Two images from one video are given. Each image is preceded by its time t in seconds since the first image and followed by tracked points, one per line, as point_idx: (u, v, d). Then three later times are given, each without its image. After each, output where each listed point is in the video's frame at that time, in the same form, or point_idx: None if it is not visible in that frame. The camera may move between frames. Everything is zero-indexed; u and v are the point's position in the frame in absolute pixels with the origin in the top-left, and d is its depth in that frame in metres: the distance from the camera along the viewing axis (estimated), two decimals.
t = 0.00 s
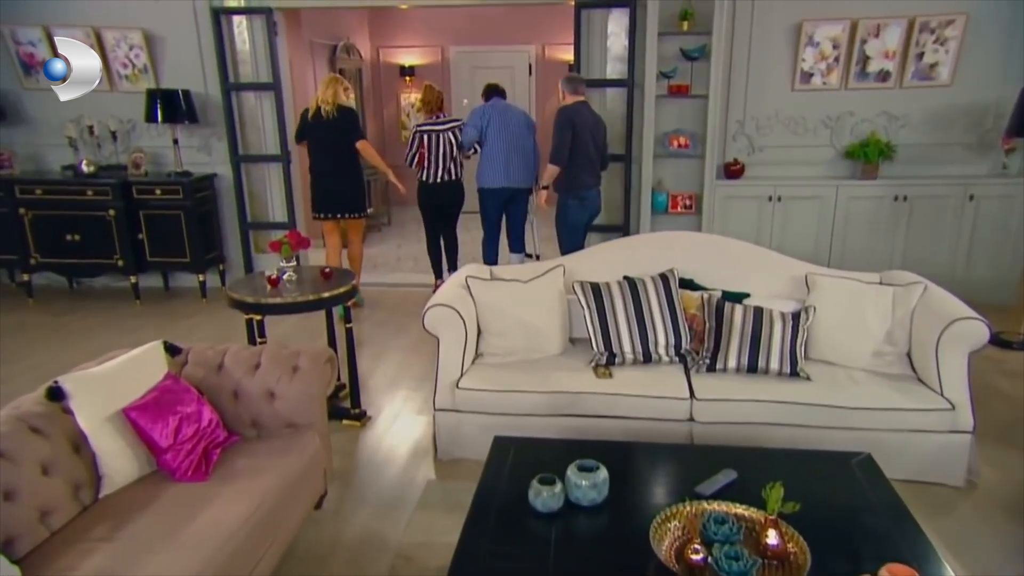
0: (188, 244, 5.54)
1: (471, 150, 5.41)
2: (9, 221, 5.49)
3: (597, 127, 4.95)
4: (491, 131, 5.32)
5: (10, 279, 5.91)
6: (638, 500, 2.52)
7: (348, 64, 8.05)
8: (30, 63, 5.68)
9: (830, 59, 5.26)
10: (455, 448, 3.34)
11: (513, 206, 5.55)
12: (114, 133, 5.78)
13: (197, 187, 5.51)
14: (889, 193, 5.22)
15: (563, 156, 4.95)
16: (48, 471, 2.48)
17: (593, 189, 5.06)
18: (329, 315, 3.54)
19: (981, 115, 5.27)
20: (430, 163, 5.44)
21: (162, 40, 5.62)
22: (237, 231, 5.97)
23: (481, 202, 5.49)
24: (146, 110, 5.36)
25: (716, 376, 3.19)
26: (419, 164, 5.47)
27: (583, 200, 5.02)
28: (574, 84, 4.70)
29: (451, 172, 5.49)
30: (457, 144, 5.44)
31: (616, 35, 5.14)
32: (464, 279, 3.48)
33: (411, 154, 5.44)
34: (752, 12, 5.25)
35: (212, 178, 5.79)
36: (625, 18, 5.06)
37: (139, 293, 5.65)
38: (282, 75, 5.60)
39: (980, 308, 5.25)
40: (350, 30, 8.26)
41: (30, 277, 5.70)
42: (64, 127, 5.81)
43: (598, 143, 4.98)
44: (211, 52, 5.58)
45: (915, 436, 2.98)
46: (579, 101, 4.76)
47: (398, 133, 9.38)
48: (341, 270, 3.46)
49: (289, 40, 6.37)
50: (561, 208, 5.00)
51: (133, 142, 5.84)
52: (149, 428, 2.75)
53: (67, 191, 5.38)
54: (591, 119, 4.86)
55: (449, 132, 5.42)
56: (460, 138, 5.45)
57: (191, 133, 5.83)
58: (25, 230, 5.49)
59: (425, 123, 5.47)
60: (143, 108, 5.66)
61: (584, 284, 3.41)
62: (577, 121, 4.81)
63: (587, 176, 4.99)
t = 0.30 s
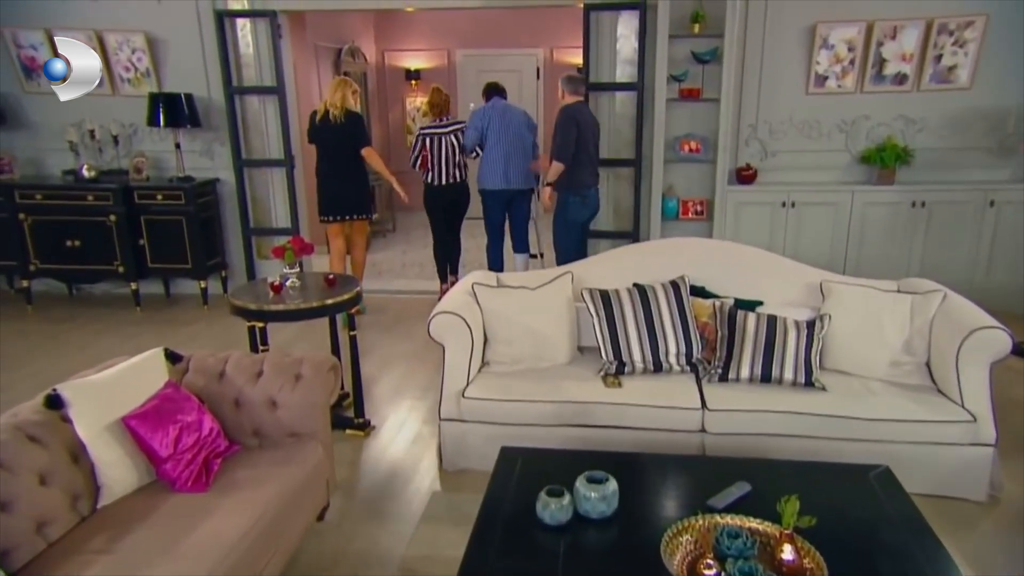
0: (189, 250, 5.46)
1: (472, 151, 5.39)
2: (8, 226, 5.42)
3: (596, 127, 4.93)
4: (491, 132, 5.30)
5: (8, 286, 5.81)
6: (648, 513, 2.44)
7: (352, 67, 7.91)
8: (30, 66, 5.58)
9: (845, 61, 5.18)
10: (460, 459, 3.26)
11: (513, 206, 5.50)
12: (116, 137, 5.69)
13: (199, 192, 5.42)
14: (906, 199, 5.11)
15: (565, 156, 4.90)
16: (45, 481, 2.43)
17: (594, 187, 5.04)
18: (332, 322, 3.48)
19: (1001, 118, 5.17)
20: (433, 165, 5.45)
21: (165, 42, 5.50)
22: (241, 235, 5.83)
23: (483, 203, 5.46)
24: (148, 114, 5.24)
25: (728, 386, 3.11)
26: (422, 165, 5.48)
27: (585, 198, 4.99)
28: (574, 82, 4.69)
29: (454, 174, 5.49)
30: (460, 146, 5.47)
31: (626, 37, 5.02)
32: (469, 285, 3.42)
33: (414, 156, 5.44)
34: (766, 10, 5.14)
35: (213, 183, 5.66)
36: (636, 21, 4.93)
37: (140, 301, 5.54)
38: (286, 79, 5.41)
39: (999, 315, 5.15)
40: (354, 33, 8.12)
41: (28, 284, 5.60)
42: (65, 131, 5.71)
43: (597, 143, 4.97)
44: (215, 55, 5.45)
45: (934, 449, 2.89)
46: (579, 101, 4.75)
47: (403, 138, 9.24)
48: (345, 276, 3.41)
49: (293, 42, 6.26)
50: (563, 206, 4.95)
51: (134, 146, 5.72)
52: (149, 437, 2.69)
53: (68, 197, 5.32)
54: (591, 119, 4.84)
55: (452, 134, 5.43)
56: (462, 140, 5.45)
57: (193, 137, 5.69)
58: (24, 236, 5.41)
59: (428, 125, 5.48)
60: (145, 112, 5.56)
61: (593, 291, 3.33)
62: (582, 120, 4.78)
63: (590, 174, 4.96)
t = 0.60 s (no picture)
0: (191, 258, 5.32)
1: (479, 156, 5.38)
2: (7, 233, 5.30)
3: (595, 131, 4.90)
4: (498, 137, 5.27)
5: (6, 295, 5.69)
6: (661, 530, 2.35)
7: (358, 72, 7.85)
8: (30, 71, 5.49)
9: (863, 65, 5.05)
10: (467, 472, 3.18)
11: (518, 210, 5.44)
12: (117, 142, 5.59)
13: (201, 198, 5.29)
14: (927, 207, 4.98)
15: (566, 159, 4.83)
16: (42, 494, 2.36)
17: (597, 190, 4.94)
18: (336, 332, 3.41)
19: None
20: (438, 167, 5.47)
21: (168, 46, 5.41)
22: (242, 251, 5.74)
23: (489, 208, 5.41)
24: (151, 119, 5.15)
25: (744, 400, 3.01)
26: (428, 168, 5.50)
27: (587, 200, 4.89)
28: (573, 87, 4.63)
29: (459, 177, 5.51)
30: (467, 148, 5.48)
31: (638, 41, 4.95)
32: (477, 294, 3.34)
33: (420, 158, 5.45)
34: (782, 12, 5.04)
35: (217, 190, 5.56)
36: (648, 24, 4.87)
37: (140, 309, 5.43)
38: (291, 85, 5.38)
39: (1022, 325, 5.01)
40: (360, 37, 8.04)
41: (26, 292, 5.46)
42: (65, 137, 5.61)
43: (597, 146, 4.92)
44: (218, 58, 5.37)
45: (959, 465, 2.79)
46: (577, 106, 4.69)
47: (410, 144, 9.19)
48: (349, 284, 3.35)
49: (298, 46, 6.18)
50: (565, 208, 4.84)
51: (136, 152, 5.63)
52: (149, 449, 2.62)
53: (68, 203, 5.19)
54: (592, 122, 4.80)
55: (458, 137, 5.43)
56: (468, 144, 5.45)
57: (196, 143, 5.60)
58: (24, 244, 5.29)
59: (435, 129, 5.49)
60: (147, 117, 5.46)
61: (604, 301, 3.25)
62: (584, 122, 4.73)
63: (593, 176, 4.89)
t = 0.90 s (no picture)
0: (191, 265, 5.22)
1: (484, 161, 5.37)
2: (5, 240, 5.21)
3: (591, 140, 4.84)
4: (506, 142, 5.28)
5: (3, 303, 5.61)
6: (672, 546, 2.26)
7: (361, 76, 7.81)
8: (30, 76, 5.42)
9: (878, 69, 4.92)
10: (471, 485, 3.10)
11: (520, 217, 5.39)
12: (117, 148, 5.51)
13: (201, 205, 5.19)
14: (944, 214, 4.84)
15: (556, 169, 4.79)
16: (38, 506, 2.30)
17: (586, 202, 4.86)
18: (339, 341, 3.35)
19: None
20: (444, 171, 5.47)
21: (169, 50, 5.34)
22: (242, 261, 5.67)
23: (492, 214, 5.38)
24: (151, 125, 5.10)
25: (756, 411, 2.94)
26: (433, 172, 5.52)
27: (575, 211, 4.81)
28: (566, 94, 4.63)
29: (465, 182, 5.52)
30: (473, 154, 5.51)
31: (646, 45, 4.90)
32: (483, 302, 3.28)
33: (425, 163, 5.46)
34: (794, 13, 4.91)
35: (218, 196, 5.48)
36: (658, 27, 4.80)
37: (138, 318, 5.36)
38: (293, 89, 5.33)
39: None
40: (364, 42, 7.99)
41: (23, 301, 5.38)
42: (64, 142, 5.54)
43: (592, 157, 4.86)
44: (220, 63, 5.31)
45: (979, 479, 2.70)
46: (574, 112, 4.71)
47: (414, 150, 9.08)
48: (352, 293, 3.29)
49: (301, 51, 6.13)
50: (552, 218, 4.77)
51: (135, 157, 5.55)
52: (147, 460, 2.55)
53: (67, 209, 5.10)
54: (585, 133, 4.75)
55: (463, 142, 5.47)
56: (473, 149, 5.48)
57: (197, 149, 5.53)
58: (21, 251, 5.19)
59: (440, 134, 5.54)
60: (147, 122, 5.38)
61: (613, 309, 3.17)
62: (574, 132, 4.68)
63: (583, 187, 4.82)
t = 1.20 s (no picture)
0: (190, 273, 5.15)
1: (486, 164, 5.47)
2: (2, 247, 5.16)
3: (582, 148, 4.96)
4: (506, 148, 5.33)
5: None
6: (684, 565, 2.17)
7: (365, 80, 7.74)
8: (27, 80, 5.36)
9: (894, 72, 4.76)
10: (476, 499, 3.01)
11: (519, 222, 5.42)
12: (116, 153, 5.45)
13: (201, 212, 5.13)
14: (963, 221, 4.66)
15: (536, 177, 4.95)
16: (31, 520, 2.23)
17: (568, 209, 4.98)
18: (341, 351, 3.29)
19: None
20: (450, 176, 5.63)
21: (168, 54, 5.28)
22: (242, 267, 5.59)
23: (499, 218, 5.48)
24: (151, 130, 5.04)
25: (769, 424, 2.85)
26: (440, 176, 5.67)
27: (552, 218, 4.96)
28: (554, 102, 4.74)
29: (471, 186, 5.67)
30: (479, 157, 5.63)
31: (656, 48, 4.83)
32: (488, 312, 3.21)
33: (432, 167, 5.63)
34: (807, 13, 4.76)
35: (218, 203, 5.42)
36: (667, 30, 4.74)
37: (137, 326, 5.30)
38: (294, 93, 5.26)
39: None
40: (368, 46, 7.92)
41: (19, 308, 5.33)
42: (62, 147, 5.47)
43: (581, 164, 4.97)
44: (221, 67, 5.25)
45: (1003, 495, 2.61)
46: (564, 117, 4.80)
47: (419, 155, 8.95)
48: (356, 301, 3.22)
49: (303, 54, 6.07)
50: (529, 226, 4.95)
51: (134, 163, 5.48)
52: (144, 473, 2.49)
53: (64, 216, 5.05)
54: (566, 143, 4.86)
55: (468, 146, 5.61)
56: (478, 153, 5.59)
57: (196, 154, 5.45)
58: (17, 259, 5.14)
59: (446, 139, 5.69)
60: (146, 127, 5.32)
61: (621, 318, 3.10)
62: (550, 143, 4.81)
63: (564, 195, 4.93)
